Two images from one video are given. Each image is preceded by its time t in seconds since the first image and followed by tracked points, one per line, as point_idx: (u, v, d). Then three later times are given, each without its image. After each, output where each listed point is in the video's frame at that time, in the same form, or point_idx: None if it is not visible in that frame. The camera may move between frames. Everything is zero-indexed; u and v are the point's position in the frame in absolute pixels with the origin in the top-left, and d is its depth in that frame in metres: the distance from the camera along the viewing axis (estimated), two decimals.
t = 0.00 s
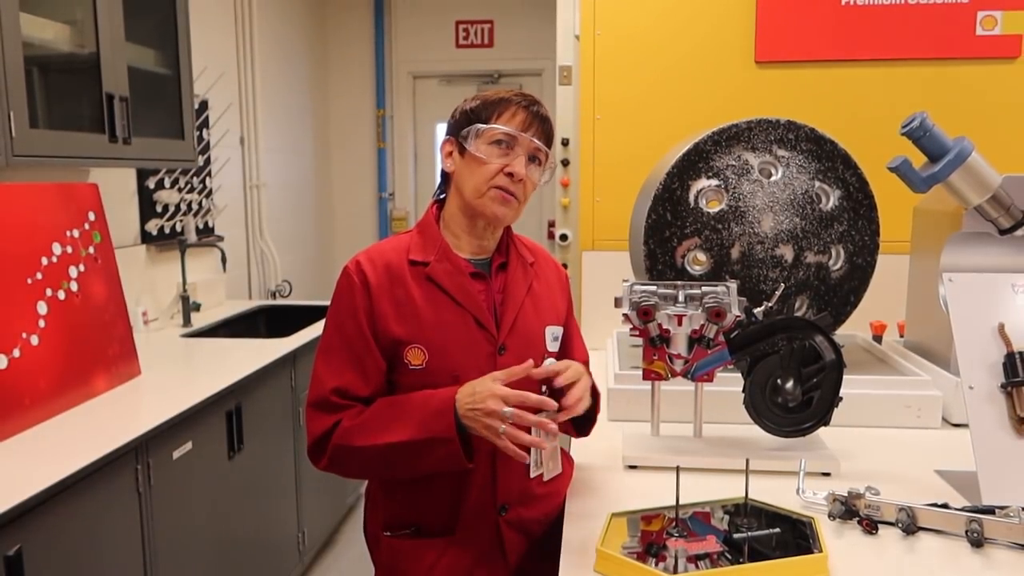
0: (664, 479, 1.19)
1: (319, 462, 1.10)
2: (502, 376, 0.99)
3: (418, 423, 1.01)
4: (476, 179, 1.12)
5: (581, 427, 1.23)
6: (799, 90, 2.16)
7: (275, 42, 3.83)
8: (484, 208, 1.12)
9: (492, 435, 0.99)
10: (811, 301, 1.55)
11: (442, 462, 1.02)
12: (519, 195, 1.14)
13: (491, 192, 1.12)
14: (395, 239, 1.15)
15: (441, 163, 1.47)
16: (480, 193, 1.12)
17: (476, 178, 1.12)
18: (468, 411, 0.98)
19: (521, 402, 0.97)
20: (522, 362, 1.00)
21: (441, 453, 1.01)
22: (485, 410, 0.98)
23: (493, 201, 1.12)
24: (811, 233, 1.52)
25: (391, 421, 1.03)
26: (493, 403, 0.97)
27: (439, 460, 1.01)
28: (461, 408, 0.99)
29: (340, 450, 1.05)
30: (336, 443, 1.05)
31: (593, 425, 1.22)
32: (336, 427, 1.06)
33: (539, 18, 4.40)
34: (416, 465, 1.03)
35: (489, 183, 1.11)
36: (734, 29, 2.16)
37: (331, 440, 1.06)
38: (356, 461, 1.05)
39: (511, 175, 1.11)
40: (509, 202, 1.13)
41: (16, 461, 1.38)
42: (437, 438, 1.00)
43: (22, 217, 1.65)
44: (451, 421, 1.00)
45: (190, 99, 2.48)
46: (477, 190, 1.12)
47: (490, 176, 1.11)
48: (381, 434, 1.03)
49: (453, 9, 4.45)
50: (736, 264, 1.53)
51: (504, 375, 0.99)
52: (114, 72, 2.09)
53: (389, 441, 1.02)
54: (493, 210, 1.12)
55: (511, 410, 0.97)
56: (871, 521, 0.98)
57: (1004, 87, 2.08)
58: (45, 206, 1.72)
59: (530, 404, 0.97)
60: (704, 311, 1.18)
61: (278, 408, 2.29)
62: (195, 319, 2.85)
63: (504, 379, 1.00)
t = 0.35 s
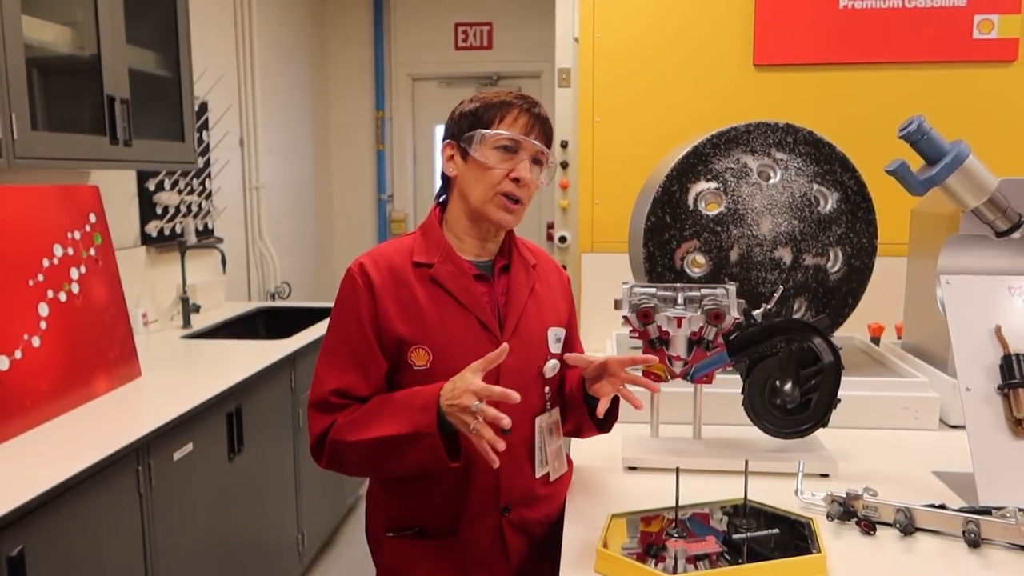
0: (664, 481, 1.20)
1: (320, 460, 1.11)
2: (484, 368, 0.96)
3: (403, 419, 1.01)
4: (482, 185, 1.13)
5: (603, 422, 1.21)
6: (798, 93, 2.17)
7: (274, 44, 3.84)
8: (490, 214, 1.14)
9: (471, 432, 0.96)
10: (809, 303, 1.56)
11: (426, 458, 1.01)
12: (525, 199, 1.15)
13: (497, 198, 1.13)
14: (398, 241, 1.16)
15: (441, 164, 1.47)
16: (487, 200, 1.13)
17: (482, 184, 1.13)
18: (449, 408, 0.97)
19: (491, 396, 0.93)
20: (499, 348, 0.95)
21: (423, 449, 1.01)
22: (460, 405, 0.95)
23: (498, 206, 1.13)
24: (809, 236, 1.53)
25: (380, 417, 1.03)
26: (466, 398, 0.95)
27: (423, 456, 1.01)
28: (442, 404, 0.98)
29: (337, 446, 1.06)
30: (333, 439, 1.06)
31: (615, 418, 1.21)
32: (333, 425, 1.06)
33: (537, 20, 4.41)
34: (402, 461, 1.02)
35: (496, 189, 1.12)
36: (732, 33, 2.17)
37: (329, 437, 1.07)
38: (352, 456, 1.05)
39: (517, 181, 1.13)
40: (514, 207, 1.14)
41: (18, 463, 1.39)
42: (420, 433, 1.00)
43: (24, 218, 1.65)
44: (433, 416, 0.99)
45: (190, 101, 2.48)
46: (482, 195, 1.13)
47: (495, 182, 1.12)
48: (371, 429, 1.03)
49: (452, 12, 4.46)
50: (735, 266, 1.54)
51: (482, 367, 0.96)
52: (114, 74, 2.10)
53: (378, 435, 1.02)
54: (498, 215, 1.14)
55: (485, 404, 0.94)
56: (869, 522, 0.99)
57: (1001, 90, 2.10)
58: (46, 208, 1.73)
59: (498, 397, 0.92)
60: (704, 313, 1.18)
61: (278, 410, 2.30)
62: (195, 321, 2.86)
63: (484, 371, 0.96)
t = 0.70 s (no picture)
0: (667, 484, 1.20)
1: (324, 461, 1.11)
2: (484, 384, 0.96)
3: (401, 429, 1.01)
4: (483, 189, 1.13)
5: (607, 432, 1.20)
6: (798, 97, 2.18)
7: (275, 47, 3.85)
8: (494, 218, 1.14)
9: (471, 447, 0.96)
10: (811, 307, 1.56)
11: (424, 469, 1.01)
12: (528, 200, 1.15)
13: (499, 201, 1.13)
14: (403, 246, 1.16)
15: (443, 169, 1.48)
16: (490, 205, 1.14)
17: (484, 187, 1.13)
18: (450, 423, 0.97)
19: (489, 415, 0.93)
20: (500, 366, 0.94)
21: (420, 460, 1.00)
22: (460, 421, 0.96)
23: (501, 209, 1.14)
24: (810, 240, 1.53)
25: (380, 425, 1.03)
26: (466, 415, 0.95)
27: (421, 466, 1.01)
28: (442, 417, 0.98)
29: (340, 449, 1.06)
30: (337, 443, 1.06)
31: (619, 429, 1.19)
32: (337, 429, 1.07)
33: (538, 24, 4.42)
34: (400, 470, 1.02)
35: (497, 194, 1.13)
36: (733, 37, 2.18)
37: (332, 441, 1.07)
38: (353, 459, 1.05)
39: (519, 182, 1.13)
40: (517, 209, 1.14)
41: (22, 466, 1.39)
42: (418, 444, 0.99)
43: (27, 221, 1.66)
44: (432, 428, 0.99)
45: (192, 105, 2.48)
46: (484, 199, 1.14)
47: (496, 185, 1.12)
48: (373, 437, 1.03)
49: (452, 15, 4.47)
50: (736, 270, 1.54)
51: (483, 383, 0.95)
52: (117, 77, 2.10)
53: (378, 444, 1.02)
54: (502, 218, 1.14)
55: (484, 422, 0.94)
56: (872, 525, 0.99)
57: (1002, 94, 2.10)
58: (49, 211, 1.73)
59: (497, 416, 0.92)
60: (707, 316, 1.19)
61: (280, 413, 2.30)
62: (196, 324, 2.86)
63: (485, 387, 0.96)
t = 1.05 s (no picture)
0: (673, 489, 1.19)
1: (330, 466, 1.10)
2: (491, 388, 0.95)
3: (409, 434, 1.00)
4: (488, 190, 1.13)
5: (611, 440, 1.19)
6: (801, 99, 2.18)
7: (274, 49, 3.84)
8: (498, 219, 1.13)
9: (479, 451, 0.95)
10: (815, 310, 1.55)
11: (433, 474, 1.01)
12: (531, 201, 1.14)
13: (504, 201, 1.13)
14: (410, 248, 1.16)
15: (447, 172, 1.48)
16: (494, 206, 1.13)
17: (488, 189, 1.12)
18: (458, 428, 0.96)
19: (496, 418, 0.93)
20: (506, 368, 0.94)
21: (430, 465, 1.00)
22: (468, 425, 0.95)
23: (506, 210, 1.13)
24: (815, 242, 1.52)
25: (388, 429, 1.03)
26: (473, 418, 0.95)
27: (431, 470, 1.00)
28: (450, 422, 0.98)
29: (346, 454, 1.05)
30: (343, 448, 1.05)
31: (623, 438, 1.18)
32: (344, 433, 1.06)
33: (536, 26, 4.42)
34: (409, 475, 1.02)
35: (501, 194, 1.12)
36: (735, 40, 2.18)
37: (338, 446, 1.06)
38: (360, 464, 1.04)
39: (522, 182, 1.12)
40: (522, 209, 1.14)
41: (23, 470, 1.38)
42: (426, 449, 0.99)
43: (28, 224, 1.65)
44: (440, 432, 0.98)
45: (193, 107, 2.48)
46: (488, 200, 1.13)
47: (501, 186, 1.12)
48: (380, 441, 1.03)
49: (451, 18, 4.47)
50: (741, 272, 1.53)
51: (490, 387, 0.95)
52: (118, 80, 2.10)
53: (385, 448, 1.01)
54: (507, 219, 1.13)
55: (491, 425, 0.93)
56: (881, 529, 0.99)
57: (1004, 96, 2.10)
58: (51, 214, 1.72)
59: (504, 418, 0.91)
60: (712, 320, 1.18)
61: (280, 417, 2.29)
62: (196, 327, 2.85)
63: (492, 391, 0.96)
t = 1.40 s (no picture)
0: (681, 492, 1.20)
1: (341, 470, 1.10)
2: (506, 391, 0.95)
3: (424, 439, 1.00)
4: (492, 195, 1.13)
5: (623, 442, 1.20)
6: (804, 101, 2.18)
7: (273, 47, 3.83)
8: (504, 224, 1.13)
9: (495, 456, 0.96)
10: (819, 312, 1.56)
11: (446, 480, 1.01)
12: (538, 204, 1.13)
13: (508, 205, 1.13)
14: (422, 252, 1.16)
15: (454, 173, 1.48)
16: (499, 210, 1.13)
17: (492, 193, 1.13)
18: (474, 433, 0.96)
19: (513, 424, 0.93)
20: (520, 375, 0.94)
21: (444, 471, 1.00)
22: (483, 430, 0.95)
23: (512, 213, 1.13)
24: (819, 245, 1.53)
25: (401, 434, 1.03)
26: (489, 423, 0.95)
27: (445, 475, 1.01)
28: (466, 427, 0.98)
29: (358, 459, 1.05)
30: (355, 452, 1.05)
31: (634, 439, 1.20)
32: (356, 438, 1.06)
33: (535, 24, 4.41)
34: (422, 480, 1.02)
35: (505, 198, 1.12)
36: (739, 40, 2.17)
37: (350, 450, 1.06)
38: (372, 469, 1.04)
39: (525, 185, 1.11)
40: (527, 212, 1.13)
41: (29, 473, 1.37)
42: (441, 455, 0.99)
43: (31, 224, 1.64)
44: (455, 438, 0.99)
45: (194, 105, 2.47)
46: (493, 204, 1.13)
47: (504, 190, 1.12)
48: (393, 446, 1.03)
49: (450, 15, 4.46)
50: (746, 274, 1.53)
51: (504, 391, 0.95)
52: (120, 79, 2.09)
53: (399, 453, 1.02)
54: (513, 222, 1.13)
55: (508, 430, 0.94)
56: (891, 533, 0.99)
57: (1006, 98, 2.10)
58: (54, 214, 1.72)
59: (522, 424, 0.92)
60: (720, 323, 1.19)
61: (281, 417, 2.29)
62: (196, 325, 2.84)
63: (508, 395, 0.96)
